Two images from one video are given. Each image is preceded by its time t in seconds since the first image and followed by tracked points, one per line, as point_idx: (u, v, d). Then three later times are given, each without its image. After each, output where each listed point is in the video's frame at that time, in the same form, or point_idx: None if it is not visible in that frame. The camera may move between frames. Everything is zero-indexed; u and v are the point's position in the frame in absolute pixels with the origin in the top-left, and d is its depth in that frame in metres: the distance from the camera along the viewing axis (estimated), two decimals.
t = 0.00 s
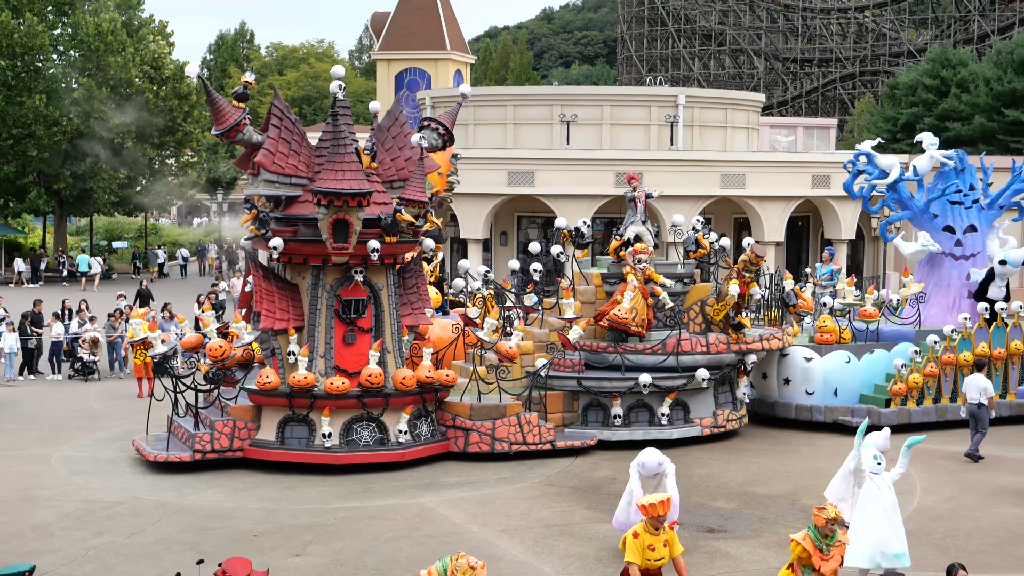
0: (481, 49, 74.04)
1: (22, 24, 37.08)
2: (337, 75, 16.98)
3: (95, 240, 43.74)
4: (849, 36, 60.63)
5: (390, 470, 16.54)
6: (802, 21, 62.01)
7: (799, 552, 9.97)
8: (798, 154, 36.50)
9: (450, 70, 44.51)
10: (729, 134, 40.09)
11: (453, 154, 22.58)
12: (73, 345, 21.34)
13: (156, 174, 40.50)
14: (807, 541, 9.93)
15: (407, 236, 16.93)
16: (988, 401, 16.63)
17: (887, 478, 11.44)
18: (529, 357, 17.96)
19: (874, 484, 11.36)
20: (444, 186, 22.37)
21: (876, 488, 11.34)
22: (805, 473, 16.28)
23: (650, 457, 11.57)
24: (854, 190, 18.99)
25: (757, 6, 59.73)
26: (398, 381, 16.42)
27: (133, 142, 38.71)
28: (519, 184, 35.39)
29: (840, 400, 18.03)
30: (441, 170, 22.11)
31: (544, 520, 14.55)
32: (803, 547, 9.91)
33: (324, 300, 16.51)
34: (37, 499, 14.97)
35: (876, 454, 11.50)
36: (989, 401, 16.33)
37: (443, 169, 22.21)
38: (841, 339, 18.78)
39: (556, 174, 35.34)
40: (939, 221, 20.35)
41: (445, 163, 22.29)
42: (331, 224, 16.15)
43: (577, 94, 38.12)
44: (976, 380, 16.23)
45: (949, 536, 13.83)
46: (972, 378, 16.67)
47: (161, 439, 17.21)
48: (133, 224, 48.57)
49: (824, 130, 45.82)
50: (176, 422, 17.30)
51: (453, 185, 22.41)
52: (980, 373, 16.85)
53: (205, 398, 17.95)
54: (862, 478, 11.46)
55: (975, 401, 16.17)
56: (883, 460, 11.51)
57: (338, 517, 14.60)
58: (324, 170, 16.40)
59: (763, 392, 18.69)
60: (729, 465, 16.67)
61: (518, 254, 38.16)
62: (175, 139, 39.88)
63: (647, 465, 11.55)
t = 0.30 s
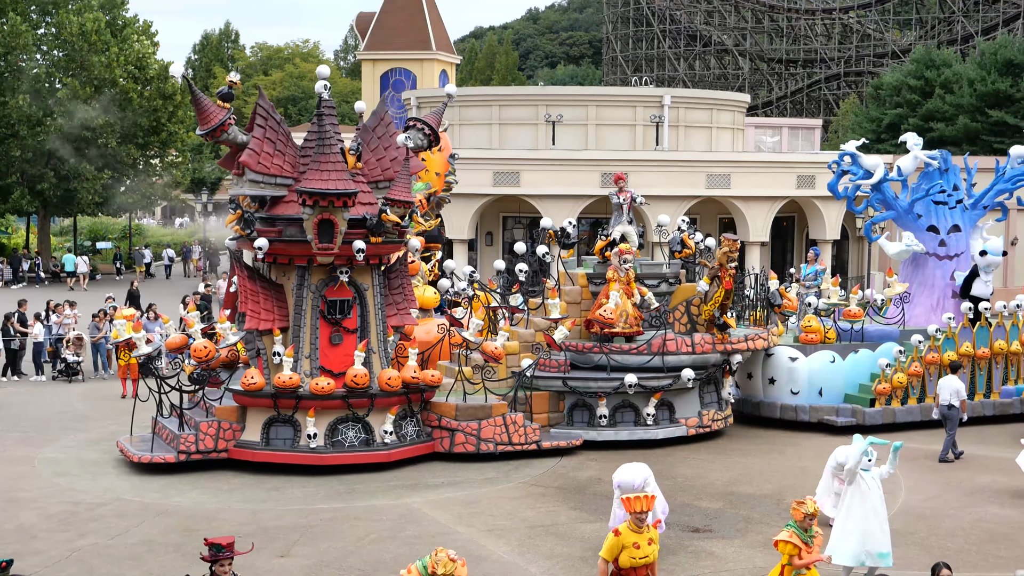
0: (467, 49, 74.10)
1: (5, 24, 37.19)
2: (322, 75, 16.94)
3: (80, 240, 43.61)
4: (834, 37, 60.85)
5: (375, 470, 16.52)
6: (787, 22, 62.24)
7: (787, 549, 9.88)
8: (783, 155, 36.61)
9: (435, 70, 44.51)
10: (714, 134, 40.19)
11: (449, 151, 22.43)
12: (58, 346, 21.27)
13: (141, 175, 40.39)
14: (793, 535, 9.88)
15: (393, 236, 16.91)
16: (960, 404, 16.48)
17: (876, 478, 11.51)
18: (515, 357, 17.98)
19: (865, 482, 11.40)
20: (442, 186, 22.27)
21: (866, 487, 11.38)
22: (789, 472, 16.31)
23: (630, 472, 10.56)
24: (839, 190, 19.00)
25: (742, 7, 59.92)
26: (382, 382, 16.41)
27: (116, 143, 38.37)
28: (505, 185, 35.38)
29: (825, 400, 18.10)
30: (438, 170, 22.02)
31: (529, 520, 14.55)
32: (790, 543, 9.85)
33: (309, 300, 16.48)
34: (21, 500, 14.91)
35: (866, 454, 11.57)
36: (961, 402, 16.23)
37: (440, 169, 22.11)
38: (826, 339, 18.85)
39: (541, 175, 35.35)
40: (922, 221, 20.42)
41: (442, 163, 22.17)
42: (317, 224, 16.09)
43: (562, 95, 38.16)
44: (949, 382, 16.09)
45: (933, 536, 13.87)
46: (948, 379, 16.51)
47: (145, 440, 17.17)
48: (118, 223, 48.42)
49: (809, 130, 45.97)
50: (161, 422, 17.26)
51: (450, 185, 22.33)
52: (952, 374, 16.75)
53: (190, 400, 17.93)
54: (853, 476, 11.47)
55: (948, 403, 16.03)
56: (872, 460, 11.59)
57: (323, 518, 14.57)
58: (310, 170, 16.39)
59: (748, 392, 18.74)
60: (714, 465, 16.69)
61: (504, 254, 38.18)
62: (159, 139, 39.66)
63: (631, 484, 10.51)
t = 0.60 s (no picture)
0: (452, 49, 74.06)
1: None
2: (307, 75, 16.91)
3: (64, 240, 43.46)
4: (818, 38, 60.99)
5: (361, 471, 16.48)
6: (772, 22, 62.39)
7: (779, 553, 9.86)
8: (768, 155, 36.73)
9: (421, 71, 44.49)
10: (700, 135, 40.29)
11: (448, 152, 22.35)
12: (42, 347, 21.17)
13: (126, 174, 40.63)
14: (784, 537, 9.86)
15: (378, 237, 16.88)
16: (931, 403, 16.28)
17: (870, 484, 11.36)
18: (501, 358, 17.98)
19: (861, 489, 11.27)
20: (439, 186, 22.04)
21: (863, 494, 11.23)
22: (775, 472, 16.32)
23: (602, 481, 10.83)
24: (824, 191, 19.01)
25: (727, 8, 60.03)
26: (368, 382, 16.38)
27: (102, 142, 38.76)
28: (490, 185, 35.35)
29: (810, 400, 18.13)
30: (436, 171, 21.88)
31: (515, 521, 14.54)
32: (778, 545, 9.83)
33: (295, 301, 16.44)
34: (5, 502, 14.85)
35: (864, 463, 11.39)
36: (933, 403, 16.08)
37: (438, 169, 21.97)
38: (812, 339, 18.88)
39: (527, 175, 35.35)
40: (907, 221, 20.42)
41: (441, 163, 22.05)
42: (302, 224, 16.08)
43: (548, 95, 38.18)
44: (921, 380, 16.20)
45: (918, 535, 13.89)
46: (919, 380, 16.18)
47: (130, 441, 17.11)
48: (103, 224, 48.26)
49: (794, 131, 46.09)
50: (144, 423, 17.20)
51: (450, 185, 22.17)
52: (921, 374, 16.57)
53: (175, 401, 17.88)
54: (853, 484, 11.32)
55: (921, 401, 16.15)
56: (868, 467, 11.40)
57: (309, 519, 14.54)
58: (294, 170, 16.35)
59: (734, 392, 18.75)
60: (700, 465, 16.70)
61: (490, 254, 38.15)
62: (144, 139, 39.77)
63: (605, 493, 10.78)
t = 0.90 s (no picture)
0: (440, 49, 74.07)
1: None
2: (294, 74, 16.87)
3: (51, 240, 43.36)
4: (805, 38, 61.13)
5: (348, 471, 16.46)
6: (759, 21, 62.50)
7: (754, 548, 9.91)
8: (755, 155, 36.80)
9: (408, 70, 44.48)
10: (687, 134, 40.37)
11: (448, 152, 22.55)
12: (28, 347, 21.13)
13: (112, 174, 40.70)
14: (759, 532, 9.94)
15: (366, 236, 16.88)
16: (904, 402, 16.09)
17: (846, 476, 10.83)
18: (488, 357, 18.01)
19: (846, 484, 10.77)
20: (439, 186, 22.20)
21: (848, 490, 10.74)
22: (763, 472, 16.34)
23: (575, 473, 10.25)
24: (811, 191, 18.95)
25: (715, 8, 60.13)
26: (356, 382, 16.38)
27: (88, 141, 38.81)
28: (478, 184, 35.33)
29: (798, 399, 18.17)
30: (436, 170, 22.13)
31: (502, 520, 14.53)
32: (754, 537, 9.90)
33: (282, 301, 16.42)
34: None
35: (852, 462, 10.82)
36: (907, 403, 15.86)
37: (437, 169, 22.22)
38: (799, 338, 18.92)
39: (515, 175, 35.33)
40: (894, 221, 20.54)
41: (440, 163, 22.29)
42: (289, 224, 16.02)
43: (535, 95, 38.19)
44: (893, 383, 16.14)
45: (905, 534, 13.91)
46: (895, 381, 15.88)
47: (118, 441, 17.08)
48: (90, 224, 48.16)
49: (781, 130, 46.19)
50: (132, 422, 17.17)
51: (450, 185, 22.31)
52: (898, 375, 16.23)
53: (163, 400, 17.85)
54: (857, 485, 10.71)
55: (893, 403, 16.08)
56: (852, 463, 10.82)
57: (297, 519, 14.51)
58: (282, 169, 16.31)
59: (721, 391, 18.79)
60: (688, 465, 16.71)
61: (477, 254, 38.16)
62: (130, 139, 39.73)
63: (575, 486, 10.16)
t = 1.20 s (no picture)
0: (428, 49, 74.03)
1: None
2: (282, 74, 16.83)
3: (38, 241, 43.27)
4: (792, 38, 61.20)
5: (336, 471, 16.44)
6: (747, 22, 62.56)
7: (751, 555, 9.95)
8: (743, 155, 36.84)
9: (396, 70, 44.45)
10: (675, 134, 40.41)
11: (449, 152, 22.50)
12: (15, 348, 21.10)
13: (99, 175, 40.66)
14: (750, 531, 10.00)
15: (354, 236, 16.87)
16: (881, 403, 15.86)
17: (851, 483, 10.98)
18: (477, 358, 17.97)
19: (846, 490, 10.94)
20: (440, 186, 22.22)
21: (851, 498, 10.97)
22: (751, 471, 16.37)
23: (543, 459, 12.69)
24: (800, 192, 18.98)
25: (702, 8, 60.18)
26: (344, 383, 16.36)
27: (75, 142, 38.75)
28: (466, 185, 35.33)
29: (786, 398, 18.21)
30: (436, 171, 22.07)
31: (491, 520, 14.53)
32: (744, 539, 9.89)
33: (270, 301, 16.39)
34: None
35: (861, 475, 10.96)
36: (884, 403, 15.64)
37: (438, 169, 22.16)
38: (787, 338, 18.92)
39: (504, 175, 35.32)
40: (882, 221, 20.62)
41: (441, 163, 22.24)
42: (277, 224, 15.96)
43: (524, 95, 38.18)
44: (870, 381, 15.74)
45: (893, 533, 13.93)
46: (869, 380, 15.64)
47: (105, 442, 17.04)
48: (77, 224, 48.04)
49: (769, 130, 46.27)
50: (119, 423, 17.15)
51: (450, 185, 22.37)
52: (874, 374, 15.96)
53: (150, 401, 17.83)
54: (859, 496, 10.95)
55: (868, 401, 15.68)
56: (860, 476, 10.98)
57: (285, 520, 14.49)
58: (270, 169, 16.29)
59: (709, 391, 18.80)
60: (676, 464, 16.73)
61: (465, 254, 38.17)
62: (118, 139, 39.60)
63: (547, 462, 12.57)
